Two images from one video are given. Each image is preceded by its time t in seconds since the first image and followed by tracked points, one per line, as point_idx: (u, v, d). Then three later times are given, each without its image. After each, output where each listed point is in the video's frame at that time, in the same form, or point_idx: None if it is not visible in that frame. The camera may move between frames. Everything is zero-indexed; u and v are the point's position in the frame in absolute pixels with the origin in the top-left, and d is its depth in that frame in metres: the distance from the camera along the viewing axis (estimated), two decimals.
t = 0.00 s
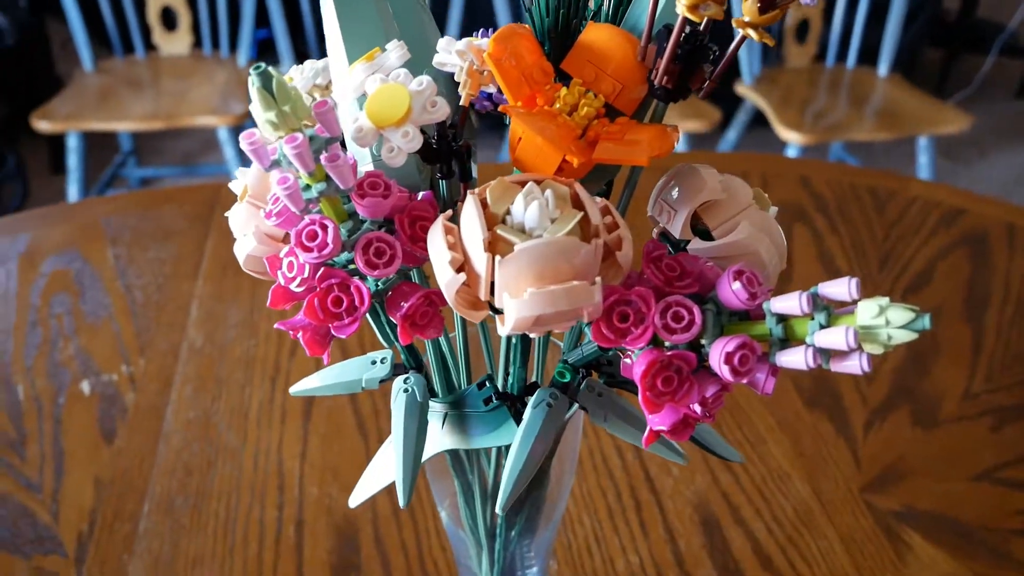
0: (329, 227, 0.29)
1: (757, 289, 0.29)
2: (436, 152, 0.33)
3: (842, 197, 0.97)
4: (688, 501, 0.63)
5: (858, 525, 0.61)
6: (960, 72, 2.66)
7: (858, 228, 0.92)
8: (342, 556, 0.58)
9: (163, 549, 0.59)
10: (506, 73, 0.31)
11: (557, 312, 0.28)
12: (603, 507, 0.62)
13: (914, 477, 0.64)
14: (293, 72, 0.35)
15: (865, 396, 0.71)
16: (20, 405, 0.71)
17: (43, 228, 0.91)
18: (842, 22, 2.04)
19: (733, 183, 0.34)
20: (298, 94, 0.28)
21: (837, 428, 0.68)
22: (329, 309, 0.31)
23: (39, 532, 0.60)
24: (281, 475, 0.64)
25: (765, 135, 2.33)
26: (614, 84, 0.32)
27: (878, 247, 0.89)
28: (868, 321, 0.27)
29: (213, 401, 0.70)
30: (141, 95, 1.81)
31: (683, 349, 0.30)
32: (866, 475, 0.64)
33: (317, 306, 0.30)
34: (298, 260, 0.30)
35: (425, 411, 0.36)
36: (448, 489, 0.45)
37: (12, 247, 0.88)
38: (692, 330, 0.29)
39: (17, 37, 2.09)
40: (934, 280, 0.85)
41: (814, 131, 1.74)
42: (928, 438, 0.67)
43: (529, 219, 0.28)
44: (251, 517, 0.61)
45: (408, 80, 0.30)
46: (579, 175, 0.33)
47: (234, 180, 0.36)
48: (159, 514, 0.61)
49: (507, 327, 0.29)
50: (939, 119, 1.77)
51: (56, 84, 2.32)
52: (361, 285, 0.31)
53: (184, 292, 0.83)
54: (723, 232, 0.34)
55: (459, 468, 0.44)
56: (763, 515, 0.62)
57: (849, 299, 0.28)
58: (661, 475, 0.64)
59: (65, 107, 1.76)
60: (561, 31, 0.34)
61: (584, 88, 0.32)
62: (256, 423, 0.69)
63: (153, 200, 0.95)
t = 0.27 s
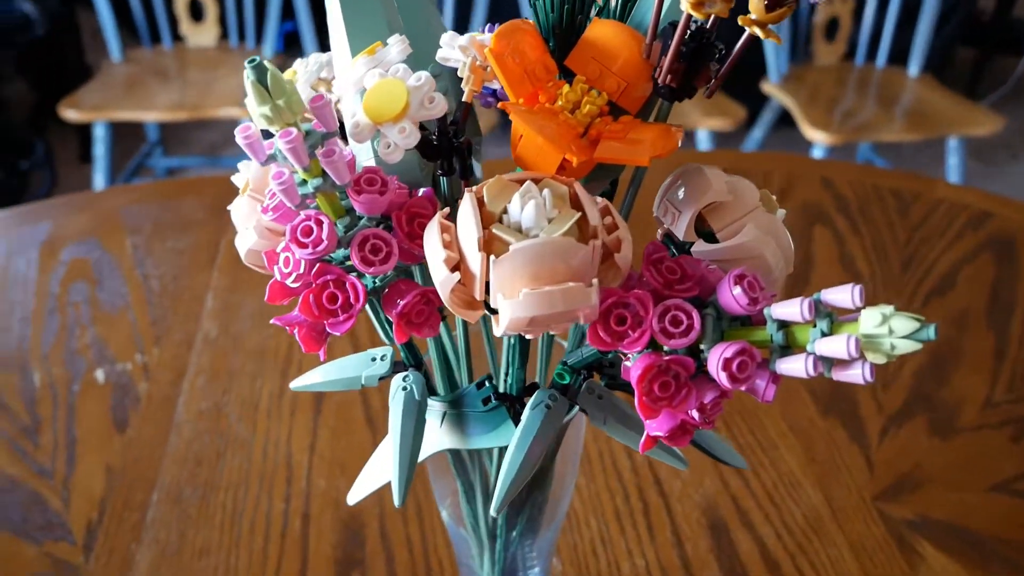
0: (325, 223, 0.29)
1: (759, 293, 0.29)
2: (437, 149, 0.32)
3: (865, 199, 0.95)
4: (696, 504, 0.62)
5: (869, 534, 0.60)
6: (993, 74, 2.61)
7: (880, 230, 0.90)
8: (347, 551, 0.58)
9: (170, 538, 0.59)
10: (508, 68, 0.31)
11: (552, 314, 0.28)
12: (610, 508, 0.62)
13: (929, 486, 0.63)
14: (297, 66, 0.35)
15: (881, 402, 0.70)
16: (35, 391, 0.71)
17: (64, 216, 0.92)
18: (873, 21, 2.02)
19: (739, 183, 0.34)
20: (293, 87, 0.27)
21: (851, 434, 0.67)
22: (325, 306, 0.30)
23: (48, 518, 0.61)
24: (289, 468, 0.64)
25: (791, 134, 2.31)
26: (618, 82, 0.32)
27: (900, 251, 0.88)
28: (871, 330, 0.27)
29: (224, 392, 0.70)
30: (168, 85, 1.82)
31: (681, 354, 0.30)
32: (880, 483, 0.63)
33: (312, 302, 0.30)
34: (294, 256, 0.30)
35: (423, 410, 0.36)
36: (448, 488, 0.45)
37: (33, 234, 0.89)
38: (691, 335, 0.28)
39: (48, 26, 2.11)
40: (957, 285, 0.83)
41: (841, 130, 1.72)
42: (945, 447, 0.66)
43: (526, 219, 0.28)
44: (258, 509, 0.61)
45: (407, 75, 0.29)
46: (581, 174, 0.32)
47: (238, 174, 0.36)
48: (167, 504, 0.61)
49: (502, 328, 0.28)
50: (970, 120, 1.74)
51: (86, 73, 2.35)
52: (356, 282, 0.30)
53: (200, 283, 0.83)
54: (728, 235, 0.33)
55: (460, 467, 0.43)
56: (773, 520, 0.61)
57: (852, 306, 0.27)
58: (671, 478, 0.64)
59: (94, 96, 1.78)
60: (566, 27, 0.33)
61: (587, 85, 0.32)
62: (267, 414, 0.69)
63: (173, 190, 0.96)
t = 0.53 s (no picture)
0: (307, 223, 0.29)
1: (741, 302, 0.28)
2: (425, 151, 0.32)
3: (886, 204, 0.94)
4: (699, 510, 0.61)
5: (875, 545, 0.59)
6: None
7: (900, 236, 0.89)
8: (347, 547, 0.59)
9: (175, 529, 0.60)
10: (495, 70, 0.31)
11: (530, 318, 0.28)
12: (612, 512, 0.61)
13: (939, 498, 0.62)
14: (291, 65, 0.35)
15: (893, 411, 0.69)
16: (50, 381, 0.72)
17: (85, 208, 0.93)
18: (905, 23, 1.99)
19: (731, 189, 0.33)
20: (275, 87, 0.27)
21: (860, 443, 0.66)
22: (308, 306, 0.30)
23: (57, 506, 0.61)
24: (294, 463, 0.65)
25: (820, 137, 2.28)
26: (608, 85, 0.32)
27: (919, 257, 0.86)
28: (852, 342, 0.26)
29: (234, 386, 0.71)
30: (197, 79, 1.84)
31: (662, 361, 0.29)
32: (888, 493, 0.62)
33: (295, 302, 0.30)
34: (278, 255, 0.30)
35: (410, 410, 0.36)
36: (440, 487, 0.45)
37: (54, 225, 0.90)
38: (670, 343, 0.28)
39: (82, 20, 2.14)
40: (976, 294, 0.82)
41: (870, 133, 1.69)
42: (956, 459, 0.65)
43: (505, 223, 0.28)
44: (262, 503, 0.62)
45: (393, 76, 0.29)
46: (569, 178, 0.32)
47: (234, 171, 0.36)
48: (173, 495, 0.62)
49: (480, 331, 0.28)
50: (1003, 124, 1.70)
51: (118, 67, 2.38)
52: (338, 282, 0.30)
53: (215, 276, 0.84)
54: (719, 241, 0.33)
55: (451, 467, 0.43)
56: (777, 528, 0.60)
57: (835, 317, 0.27)
58: (675, 483, 0.63)
59: (125, 89, 1.80)
60: (557, 30, 0.33)
61: (577, 89, 0.32)
62: (275, 409, 0.69)
63: (192, 184, 0.97)
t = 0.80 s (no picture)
0: (299, 197, 0.29)
1: (733, 286, 0.28)
2: (423, 129, 0.32)
3: (913, 201, 0.92)
4: (707, 503, 0.61)
5: (885, 544, 0.58)
6: None
7: (926, 234, 0.87)
8: (353, 529, 0.59)
9: (184, 506, 0.61)
10: (492, 47, 0.31)
11: (518, 297, 0.27)
12: (619, 502, 0.61)
13: (954, 500, 0.61)
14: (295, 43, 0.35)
15: (911, 410, 0.68)
16: (69, 356, 0.73)
17: (111, 188, 0.94)
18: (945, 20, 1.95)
19: (731, 173, 0.33)
20: (268, 60, 0.27)
21: (875, 442, 0.65)
22: (300, 281, 0.30)
23: (70, 479, 0.62)
24: (304, 445, 0.65)
25: (854, 134, 2.25)
26: (607, 65, 0.31)
27: (945, 255, 0.85)
28: (843, 328, 0.26)
29: (249, 367, 0.72)
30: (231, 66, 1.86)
31: (652, 345, 0.29)
32: (901, 493, 0.61)
33: (287, 277, 0.30)
34: (271, 230, 0.30)
35: (405, 389, 0.36)
36: (439, 469, 0.44)
37: (81, 205, 0.92)
38: (660, 325, 0.28)
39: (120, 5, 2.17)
40: (1003, 294, 0.80)
41: (905, 131, 1.66)
42: (974, 460, 0.64)
43: (496, 201, 0.28)
44: (270, 483, 0.62)
45: (387, 53, 0.29)
46: (566, 160, 0.32)
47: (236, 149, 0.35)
48: (184, 472, 0.63)
49: (467, 309, 0.28)
50: None
51: (155, 53, 2.41)
52: (331, 258, 0.30)
53: (235, 259, 0.84)
54: (718, 225, 0.32)
55: (450, 450, 0.42)
56: (786, 524, 0.60)
57: (827, 303, 0.26)
58: (684, 476, 0.63)
59: (162, 75, 1.82)
60: (558, 10, 0.32)
61: (576, 69, 0.31)
62: (288, 391, 0.70)
63: (217, 167, 0.98)
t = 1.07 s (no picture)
0: (319, 199, 0.30)
1: (744, 300, 0.28)
2: (443, 134, 0.32)
3: (939, 214, 0.91)
4: (718, 511, 0.61)
5: (897, 559, 0.58)
6: None
7: (951, 248, 0.87)
8: (365, 524, 0.60)
9: (200, 494, 0.62)
10: (513, 56, 0.31)
11: (530, 304, 0.28)
12: (630, 507, 0.61)
13: (968, 517, 0.60)
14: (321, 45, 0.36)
15: (928, 425, 0.68)
16: (95, 343, 0.75)
17: (141, 177, 0.96)
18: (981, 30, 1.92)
19: (747, 186, 0.33)
20: (293, 64, 0.28)
21: (890, 456, 0.65)
22: (318, 280, 0.31)
23: (92, 464, 0.64)
24: (320, 438, 0.66)
25: (885, 143, 2.23)
26: (626, 76, 0.31)
27: (970, 270, 0.84)
28: (851, 346, 0.26)
29: (269, 359, 0.73)
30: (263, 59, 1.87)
31: (662, 356, 0.29)
32: (915, 508, 0.61)
33: (305, 276, 0.31)
34: (291, 230, 0.31)
35: (418, 390, 0.36)
36: (451, 469, 0.45)
37: (111, 194, 0.93)
38: (669, 337, 0.28)
39: None
40: None
41: (937, 142, 1.65)
42: (991, 478, 0.63)
43: (511, 208, 0.28)
44: (286, 475, 0.63)
45: (410, 58, 0.30)
46: (582, 169, 0.32)
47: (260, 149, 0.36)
48: (203, 461, 0.64)
49: (480, 315, 0.28)
50: None
51: (189, 44, 2.44)
52: (348, 259, 0.31)
53: (259, 251, 0.86)
54: (731, 238, 0.32)
55: (463, 450, 0.43)
56: (797, 535, 0.59)
57: (836, 320, 0.26)
58: (696, 483, 0.63)
59: (195, 66, 1.84)
60: (579, 19, 0.33)
61: (595, 79, 0.32)
62: (307, 385, 0.71)
63: (245, 160, 0.99)
